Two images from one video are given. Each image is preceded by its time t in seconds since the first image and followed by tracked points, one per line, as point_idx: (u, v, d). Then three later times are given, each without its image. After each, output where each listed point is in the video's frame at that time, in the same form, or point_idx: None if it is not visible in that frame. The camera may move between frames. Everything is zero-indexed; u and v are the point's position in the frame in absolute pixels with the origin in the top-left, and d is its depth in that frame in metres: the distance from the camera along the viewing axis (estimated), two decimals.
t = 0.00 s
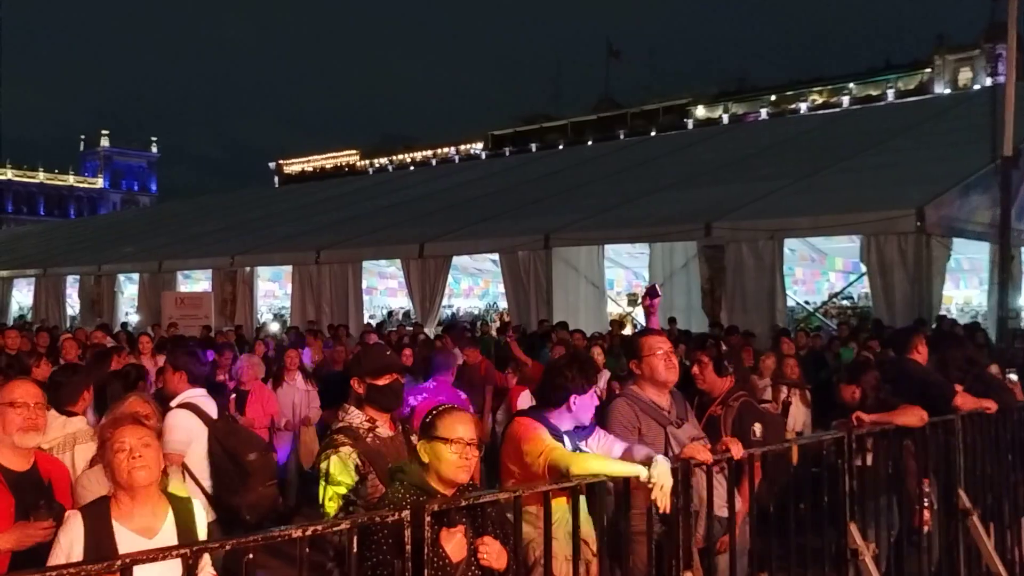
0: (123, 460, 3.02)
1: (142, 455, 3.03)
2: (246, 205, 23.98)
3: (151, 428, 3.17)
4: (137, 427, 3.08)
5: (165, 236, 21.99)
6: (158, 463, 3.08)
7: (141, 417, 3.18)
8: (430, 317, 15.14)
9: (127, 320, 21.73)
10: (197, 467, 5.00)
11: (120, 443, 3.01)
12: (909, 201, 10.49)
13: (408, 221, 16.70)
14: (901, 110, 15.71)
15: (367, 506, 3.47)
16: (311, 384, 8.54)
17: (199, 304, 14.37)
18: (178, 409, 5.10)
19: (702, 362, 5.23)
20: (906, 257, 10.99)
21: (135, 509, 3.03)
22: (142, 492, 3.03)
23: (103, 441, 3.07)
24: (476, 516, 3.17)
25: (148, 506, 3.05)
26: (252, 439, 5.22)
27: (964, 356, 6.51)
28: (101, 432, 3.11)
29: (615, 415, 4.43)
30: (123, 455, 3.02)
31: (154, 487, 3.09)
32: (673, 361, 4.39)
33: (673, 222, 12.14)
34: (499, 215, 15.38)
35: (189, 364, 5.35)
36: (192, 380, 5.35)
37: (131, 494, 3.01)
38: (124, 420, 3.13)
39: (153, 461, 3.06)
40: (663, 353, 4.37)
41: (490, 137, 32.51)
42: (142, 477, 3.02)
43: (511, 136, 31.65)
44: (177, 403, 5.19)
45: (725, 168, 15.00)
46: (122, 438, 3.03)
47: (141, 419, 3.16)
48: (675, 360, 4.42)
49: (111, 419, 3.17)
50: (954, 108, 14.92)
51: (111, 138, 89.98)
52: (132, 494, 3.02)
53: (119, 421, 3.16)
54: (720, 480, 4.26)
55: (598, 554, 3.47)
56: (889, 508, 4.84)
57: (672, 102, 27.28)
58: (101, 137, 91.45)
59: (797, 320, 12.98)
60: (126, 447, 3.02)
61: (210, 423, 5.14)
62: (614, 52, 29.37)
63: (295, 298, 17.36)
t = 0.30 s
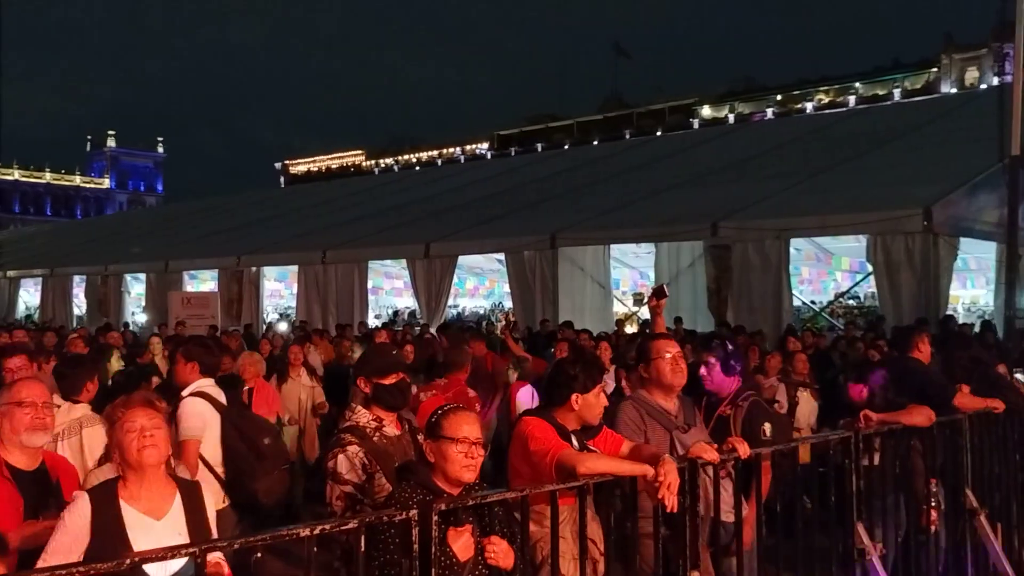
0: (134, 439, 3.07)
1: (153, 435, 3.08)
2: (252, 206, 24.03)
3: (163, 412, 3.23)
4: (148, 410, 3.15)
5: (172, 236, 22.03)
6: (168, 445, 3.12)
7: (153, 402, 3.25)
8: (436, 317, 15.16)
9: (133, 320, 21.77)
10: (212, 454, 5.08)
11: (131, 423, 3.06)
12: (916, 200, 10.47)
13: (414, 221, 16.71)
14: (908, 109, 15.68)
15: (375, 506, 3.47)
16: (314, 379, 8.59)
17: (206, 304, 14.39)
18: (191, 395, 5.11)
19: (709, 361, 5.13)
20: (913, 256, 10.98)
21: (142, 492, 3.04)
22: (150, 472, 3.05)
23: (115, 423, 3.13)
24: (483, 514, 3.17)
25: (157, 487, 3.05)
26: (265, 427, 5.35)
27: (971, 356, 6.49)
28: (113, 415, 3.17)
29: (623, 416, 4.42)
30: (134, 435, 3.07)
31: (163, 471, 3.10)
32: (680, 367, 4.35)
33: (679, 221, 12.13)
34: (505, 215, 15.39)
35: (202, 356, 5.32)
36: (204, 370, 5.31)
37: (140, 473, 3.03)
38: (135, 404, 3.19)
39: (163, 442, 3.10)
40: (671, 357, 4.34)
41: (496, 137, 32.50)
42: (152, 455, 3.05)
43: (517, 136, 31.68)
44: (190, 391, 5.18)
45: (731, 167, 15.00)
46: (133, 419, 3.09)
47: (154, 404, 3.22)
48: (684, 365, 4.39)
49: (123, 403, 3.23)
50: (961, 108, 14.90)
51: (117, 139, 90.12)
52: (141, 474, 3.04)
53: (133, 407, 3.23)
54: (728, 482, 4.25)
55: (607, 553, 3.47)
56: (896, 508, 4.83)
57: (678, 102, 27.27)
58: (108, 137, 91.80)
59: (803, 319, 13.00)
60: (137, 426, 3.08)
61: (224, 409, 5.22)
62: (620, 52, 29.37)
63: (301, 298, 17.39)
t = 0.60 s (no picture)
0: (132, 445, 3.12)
1: (151, 439, 3.13)
2: (264, 206, 24.10)
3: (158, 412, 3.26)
4: (145, 413, 3.18)
5: (184, 236, 22.10)
6: (167, 446, 3.17)
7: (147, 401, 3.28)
8: (447, 316, 15.19)
9: (146, 320, 21.83)
10: (236, 455, 5.13)
11: (128, 429, 3.10)
12: (929, 199, 10.43)
13: (426, 221, 16.73)
14: (921, 108, 15.63)
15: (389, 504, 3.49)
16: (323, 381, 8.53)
17: (218, 304, 14.44)
18: (215, 396, 5.08)
19: (731, 360, 5.23)
20: (927, 256, 10.95)
21: (146, 495, 3.12)
22: (153, 477, 3.12)
23: (111, 430, 3.17)
24: (497, 513, 3.18)
25: (160, 490, 3.14)
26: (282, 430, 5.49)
27: (985, 357, 6.48)
28: (109, 420, 3.21)
29: (636, 414, 4.43)
30: (132, 440, 3.11)
31: (164, 472, 3.17)
32: (697, 365, 4.35)
33: (690, 221, 12.10)
34: (517, 215, 15.40)
35: (221, 360, 5.31)
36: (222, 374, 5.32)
37: (143, 479, 3.11)
38: (129, 407, 3.22)
39: (163, 445, 3.16)
40: (687, 356, 4.34)
41: (508, 137, 32.49)
42: (153, 460, 3.11)
43: (528, 135, 31.68)
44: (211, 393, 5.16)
45: (742, 167, 14.97)
46: (129, 424, 3.13)
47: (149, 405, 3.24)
48: (701, 365, 4.38)
49: (117, 406, 3.27)
50: (975, 107, 14.84)
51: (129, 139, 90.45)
52: (143, 479, 3.11)
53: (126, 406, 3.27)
54: (741, 481, 4.25)
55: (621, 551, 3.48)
56: (909, 508, 4.82)
57: (690, 101, 27.23)
58: (120, 138, 92.19)
59: (816, 319, 13.10)
60: (135, 432, 3.12)
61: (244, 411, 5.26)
62: (630, 52, 29.36)
63: (313, 298, 17.44)
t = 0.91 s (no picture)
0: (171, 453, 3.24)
1: (189, 448, 3.26)
2: (279, 206, 24.17)
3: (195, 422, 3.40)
4: (183, 422, 3.33)
5: (200, 236, 22.18)
6: (203, 455, 3.30)
7: (185, 411, 3.41)
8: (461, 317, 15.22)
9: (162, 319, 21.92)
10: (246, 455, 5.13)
11: (169, 437, 3.23)
12: (946, 199, 10.36)
13: (441, 220, 16.75)
14: (938, 107, 15.54)
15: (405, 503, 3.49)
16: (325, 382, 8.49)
17: (233, 304, 14.49)
18: (225, 397, 5.08)
19: (753, 359, 5.19)
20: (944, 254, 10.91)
21: (182, 504, 3.24)
22: (190, 485, 3.25)
23: (150, 436, 3.30)
24: (513, 513, 3.18)
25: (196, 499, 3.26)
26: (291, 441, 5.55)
27: (1003, 356, 6.44)
28: (150, 426, 3.35)
29: (652, 412, 4.43)
30: (171, 448, 3.24)
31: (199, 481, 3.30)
32: (712, 362, 4.33)
33: (705, 220, 12.07)
34: (531, 214, 15.40)
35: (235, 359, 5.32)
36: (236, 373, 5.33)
37: (180, 487, 3.23)
38: (168, 416, 3.35)
39: (200, 456, 3.29)
40: (704, 354, 4.32)
41: (522, 137, 32.49)
42: (190, 469, 3.24)
43: (543, 135, 31.67)
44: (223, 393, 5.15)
45: (758, 166, 14.92)
46: (169, 432, 3.26)
47: (186, 415, 3.40)
48: (717, 364, 4.36)
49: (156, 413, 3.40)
50: (992, 105, 14.74)
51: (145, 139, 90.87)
52: (180, 487, 3.23)
53: (165, 414, 3.39)
54: (757, 480, 4.24)
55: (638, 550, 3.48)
56: (927, 509, 4.80)
57: (705, 100, 27.15)
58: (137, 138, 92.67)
59: (832, 319, 12.96)
60: (174, 440, 3.25)
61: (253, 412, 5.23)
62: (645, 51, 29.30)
63: (328, 298, 17.49)
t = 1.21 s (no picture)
0: (200, 437, 3.27)
1: (218, 434, 3.28)
2: (298, 206, 24.25)
3: (224, 406, 3.41)
4: (212, 407, 3.34)
5: (220, 236, 22.29)
6: (232, 441, 3.32)
7: (214, 396, 3.43)
8: (480, 316, 15.23)
9: (182, 319, 22.04)
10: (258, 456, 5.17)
11: (198, 421, 3.25)
12: (969, 198, 10.25)
13: (459, 220, 16.76)
14: (960, 105, 15.41)
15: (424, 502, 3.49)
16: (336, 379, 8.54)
17: (252, 303, 14.55)
18: (234, 391, 5.11)
19: (776, 356, 5.16)
20: (966, 253, 10.83)
21: (210, 488, 3.29)
22: (218, 471, 3.28)
23: (180, 420, 3.32)
24: (531, 513, 3.18)
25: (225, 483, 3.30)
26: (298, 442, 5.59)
27: None
28: (178, 410, 3.37)
29: (671, 414, 4.41)
30: (200, 433, 3.26)
31: (227, 467, 3.33)
32: (731, 365, 4.31)
33: (724, 219, 12.00)
34: (550, 214, 15.38)
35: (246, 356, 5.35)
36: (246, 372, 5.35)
37: (209, 472, 3.26)
38: (198, 399, 3.37)
39: (228, 441, 3.31)
40: (721, 356, 4.30)
41: (541, 137, 32.47)
42: (218, 454, 3.26)
43: (561, 135, 31.64)
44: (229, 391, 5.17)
45: (777, 165, 14.84)
46: (199, 416, 3.28)
47: (217, 400, 3.40)
48: (736, 366, 4.34)
49: (185, 398, 3.41)
50: (1016, 103, 14.59)
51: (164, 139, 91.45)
52: (208, 472, 3.27)
53: (193, 399, 3.41)
54: (777, 482, 4.22)
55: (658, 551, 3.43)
56: (949, 511, 4.76)
57: (724, 99, 27.06)
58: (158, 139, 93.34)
59: (852, 319, 12.96)
60: (203, 424, 3.27)
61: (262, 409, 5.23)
62: (664, 50, 29.21)
63: (347, 297, 17.54)
